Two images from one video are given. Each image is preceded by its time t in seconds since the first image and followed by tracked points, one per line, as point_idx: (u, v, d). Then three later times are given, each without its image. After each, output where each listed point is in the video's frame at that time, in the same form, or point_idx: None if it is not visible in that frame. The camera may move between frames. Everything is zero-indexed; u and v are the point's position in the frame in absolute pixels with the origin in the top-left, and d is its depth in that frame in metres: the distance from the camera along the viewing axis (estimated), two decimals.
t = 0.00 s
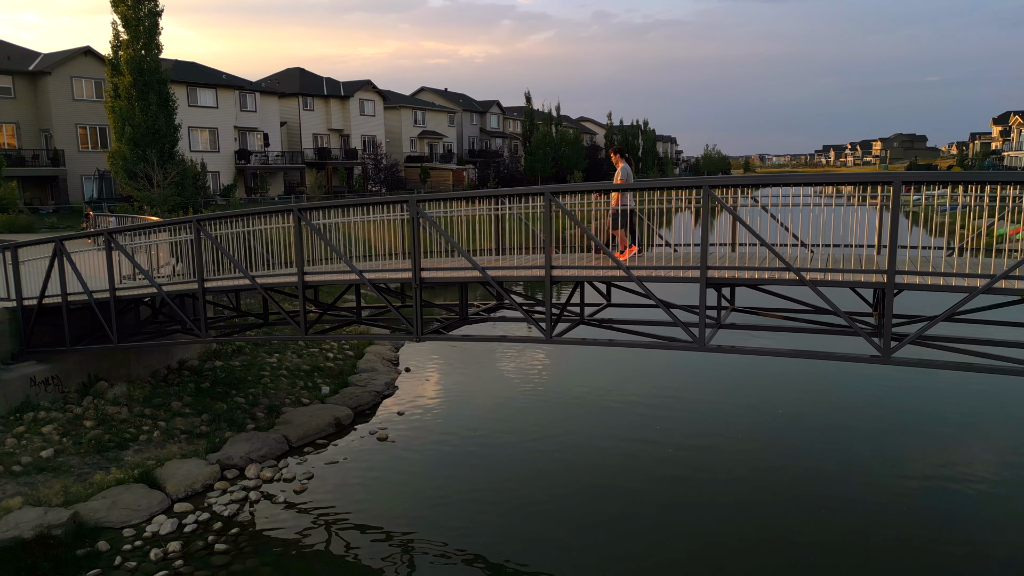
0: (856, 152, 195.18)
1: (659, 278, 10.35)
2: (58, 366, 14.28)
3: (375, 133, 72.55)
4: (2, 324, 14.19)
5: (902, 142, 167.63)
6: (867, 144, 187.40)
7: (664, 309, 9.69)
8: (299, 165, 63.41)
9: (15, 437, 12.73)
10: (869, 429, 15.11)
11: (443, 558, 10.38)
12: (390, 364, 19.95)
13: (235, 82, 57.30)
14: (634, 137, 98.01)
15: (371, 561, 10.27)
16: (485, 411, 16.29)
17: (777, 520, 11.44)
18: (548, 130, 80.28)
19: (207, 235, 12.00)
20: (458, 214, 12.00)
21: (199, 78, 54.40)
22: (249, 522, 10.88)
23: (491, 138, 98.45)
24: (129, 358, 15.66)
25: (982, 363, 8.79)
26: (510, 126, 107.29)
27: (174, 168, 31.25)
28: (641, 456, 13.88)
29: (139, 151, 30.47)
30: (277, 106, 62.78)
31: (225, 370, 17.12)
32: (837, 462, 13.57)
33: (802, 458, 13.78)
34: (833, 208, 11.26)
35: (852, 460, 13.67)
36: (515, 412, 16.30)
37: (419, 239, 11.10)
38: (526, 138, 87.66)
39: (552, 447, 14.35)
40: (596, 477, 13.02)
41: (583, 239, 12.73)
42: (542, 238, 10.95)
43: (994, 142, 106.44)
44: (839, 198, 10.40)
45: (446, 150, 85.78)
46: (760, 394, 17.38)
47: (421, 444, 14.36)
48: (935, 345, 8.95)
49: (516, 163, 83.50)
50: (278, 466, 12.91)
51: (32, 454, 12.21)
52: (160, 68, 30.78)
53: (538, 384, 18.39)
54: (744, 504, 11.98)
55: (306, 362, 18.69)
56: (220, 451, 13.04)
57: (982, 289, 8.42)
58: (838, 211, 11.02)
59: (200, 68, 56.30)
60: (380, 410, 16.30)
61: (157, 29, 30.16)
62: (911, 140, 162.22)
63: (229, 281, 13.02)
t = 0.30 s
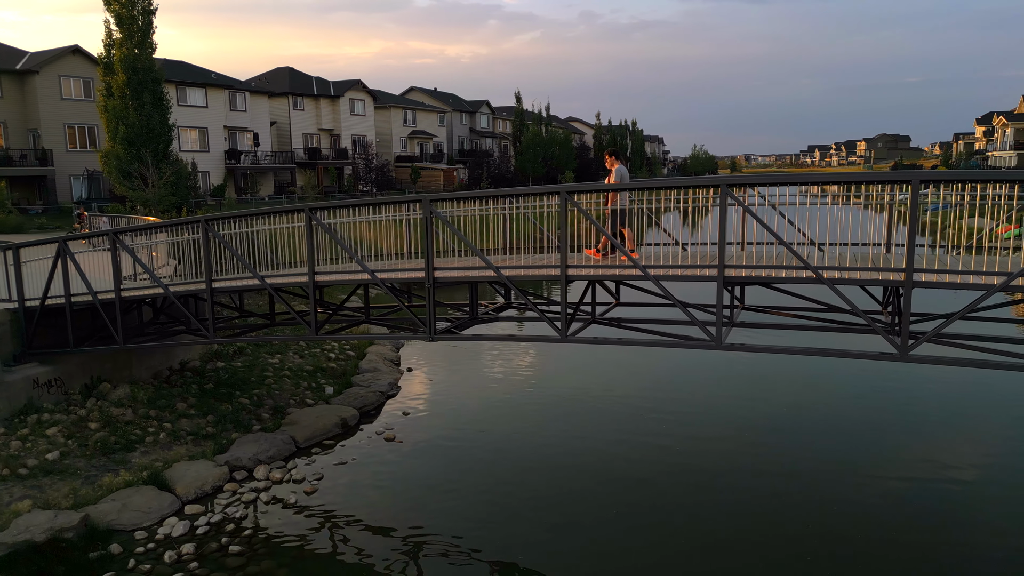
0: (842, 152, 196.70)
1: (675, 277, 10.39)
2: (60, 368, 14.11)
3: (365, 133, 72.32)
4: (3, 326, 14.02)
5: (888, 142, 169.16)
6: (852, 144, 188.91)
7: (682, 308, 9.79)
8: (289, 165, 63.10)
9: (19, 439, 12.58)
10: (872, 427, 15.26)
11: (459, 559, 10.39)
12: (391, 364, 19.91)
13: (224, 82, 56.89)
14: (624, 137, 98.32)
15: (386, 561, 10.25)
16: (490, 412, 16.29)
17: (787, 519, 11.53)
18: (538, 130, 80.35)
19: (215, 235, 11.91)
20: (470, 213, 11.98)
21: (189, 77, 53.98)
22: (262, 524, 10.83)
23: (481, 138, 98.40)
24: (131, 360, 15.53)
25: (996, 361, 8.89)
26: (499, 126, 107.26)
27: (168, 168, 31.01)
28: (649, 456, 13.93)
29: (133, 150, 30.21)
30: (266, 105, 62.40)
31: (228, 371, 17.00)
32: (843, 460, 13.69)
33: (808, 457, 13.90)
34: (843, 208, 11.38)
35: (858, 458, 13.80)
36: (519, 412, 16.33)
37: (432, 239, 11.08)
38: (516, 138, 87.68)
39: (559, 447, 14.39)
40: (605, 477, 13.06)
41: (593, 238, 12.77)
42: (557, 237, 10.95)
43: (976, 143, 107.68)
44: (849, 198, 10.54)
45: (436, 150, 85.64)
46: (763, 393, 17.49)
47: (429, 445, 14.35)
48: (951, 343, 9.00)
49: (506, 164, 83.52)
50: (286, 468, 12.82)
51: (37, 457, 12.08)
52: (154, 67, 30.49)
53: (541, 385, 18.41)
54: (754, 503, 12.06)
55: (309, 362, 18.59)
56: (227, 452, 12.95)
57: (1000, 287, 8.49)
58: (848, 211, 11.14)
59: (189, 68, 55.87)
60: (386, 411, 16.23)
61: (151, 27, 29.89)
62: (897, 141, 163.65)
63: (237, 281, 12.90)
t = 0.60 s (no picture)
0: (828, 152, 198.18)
1: (691, 276, 10.45)
2: (63, 370, 13.97)
3: (355, 133, 72.09)
4: (5, 327, 13.85)
5: (873, 142, 170.66)
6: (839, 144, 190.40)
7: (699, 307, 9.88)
8: (279, 165, 62.76)
9: (23, 442, 12.44)
10: (875, 426, 15.41)
11: (474, 561, 10.38)
12: (393, 365, 19.87)
13: (214, 81, 56.50)
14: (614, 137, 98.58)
15: (401, 563, 10.25)
16: (494, 412, 16.30)
17: (796, 518, 11.62)
18: (529, 130, 80.35)
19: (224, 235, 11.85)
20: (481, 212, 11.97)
21: (178, 76, 53.55)
22: (274, 526, 10.78)
23: (471, 138, 98.34)
24: (134, 361, 15.40)
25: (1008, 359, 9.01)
26: (488, 126, 107.29)
27: (163, 168, 30.79)
28: (656, 456, 13.99)
29: (127, 149, 29.96)
30: (256, 105, 62.02)
31: (231, 372, 16.89)
32: (848, 458, 13.82)
33: (813, 455, 14.01)
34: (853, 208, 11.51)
35: (863, 457, 13.91)
36: (524, 413, 16.32)
37: (445, 239, 11.10)
38: (505, 138, 87.69)
39: (566, 448, 14.42)
40: (614, 477, 13.09)
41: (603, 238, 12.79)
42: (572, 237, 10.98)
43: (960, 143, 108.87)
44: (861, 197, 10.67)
45: (426, 150, 85.47)
46: (766, 392, 17.60)
47: (437, 445, 14.34)
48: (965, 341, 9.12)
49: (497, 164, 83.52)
50: (295, 469, 12.76)
51: (43, 460, 11.96)
52: (148, 67, 30.22)
53: (544, 385, 18.42)
54: (763, 502, 12.15)
55: (311, 363, 18.51)
56: (235, 454, 12.88)
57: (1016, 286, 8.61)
58: (859, 211, 11.27)
59: (179, 67, 55.43)
60: (391, 411, 16.19)
61: (145, 26, 29.64)
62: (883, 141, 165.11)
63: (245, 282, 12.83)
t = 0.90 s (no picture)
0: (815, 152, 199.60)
1: (707, 276, 10.51)
2: (67, 372, 13.82)
3: (345, 133, 71.83)
4: (7, 329, 13.71)
5: (859, 143, 172.10)
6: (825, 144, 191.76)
7: (716, 306, 9.92)
8: (269, 165, 62.39)
9: (28, 446, 12.30)
10: (878, 424, 15.56)
11: (490, 563, 10.37)
12: (395, 366, 19.84)
13: (203, 81, 56.10)
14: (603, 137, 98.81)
15: (416, 563, 10.25)
16: (499, 413, 16.30)
17: (805, 516, 11.71)
18: (519, 130, 80.37)
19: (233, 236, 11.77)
20: (491, 212, 11.97)
21: (168, 76, 53.11)
22: (286, 528, 10.74)
23: (460, 138, 98.24)
24: (136, 363, 15.27)
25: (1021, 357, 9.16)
26: (478, 126, 107.21)
27: (158, 168, 30.57)
28: (663, 455, 14.04)
29: (122, 149, 29.71)
30: (246, 105, 61.68)
31: (234, 374, 16.78)
32: (853, 456, 13.94)
33: (819, 454, 14.12)
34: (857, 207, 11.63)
35: (869, 455, 14.01)
36: (530, 414, 16.33)
37: (457, 238, 11.11)
38: (495, 138, 87.66)
39: (573, 448, 14.45)
40: (622, 477, 13.13)
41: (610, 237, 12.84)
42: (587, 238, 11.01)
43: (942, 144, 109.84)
44: (872, 197, 10.74)
45: (416, 150, 85.26)
46: (768, 391, 17.71)
47: (444, 446, 14.32)
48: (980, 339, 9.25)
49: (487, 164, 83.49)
50: (304, 470, 12.69)
51: (49, 464, 11.83)
52: (142, 65, 29.96)
53: (547, 385, 18.43)
54: (772, 500, 12.23)
55: (314, 364, 18.42)
56: (243, 456, 12.80)
57: None
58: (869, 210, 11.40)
59: (168, 66, 54.97)
60: (396, 412, 16.14)
61: (139, 25, 29.37)
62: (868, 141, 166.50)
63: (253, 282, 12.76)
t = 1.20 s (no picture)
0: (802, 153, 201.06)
1: (724, 275, 10.62)
2: (71, 374, 13.70)
3: (336, 133, 71.58)
4: (10, 331, 13.57)
5: (844, 143, 173.67)
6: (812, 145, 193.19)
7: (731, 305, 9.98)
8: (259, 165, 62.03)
9: (34, 449, 12.18)
10: (882, 421, 15.72)
11: (506, 562, 10.37)
12: (398, 366, 19.82)
13: (193, 80, 55.71)
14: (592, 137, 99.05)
15: (433, 563, 10.25)
16: (505, 414, 16.32)
17: (815, 514, 11.82)
18: (509, 130, 80.41)
19: (243, 236, 11.75)
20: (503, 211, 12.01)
21: (157, 75, 52.69)
22: (300, 529, 10.71)
23: (450, 138, 98.14)
24: (140, 364, 15.16)
25: None
26: (467, 126, 107.11)
27: (154, 168, 30.38)
28: (671, 455, 14.12)
29: (117, 149, 29.50)
30: (236, 104, 61.31)
31: (237, 375, 16.68)
32: (859, 454, 14.08)
33: (825, 451, 14.24)
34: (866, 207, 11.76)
35: (875, 452, 14.13)
36: (535, 414, 16.38)
37: (471, 239, 11.19)
38: (485, 139, 87.66)
39: (580, 447, 14.52)
40: (631, 476, 13.21)
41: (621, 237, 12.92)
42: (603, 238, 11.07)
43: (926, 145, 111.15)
44: (881, 197, 10.87)
45: (406, 150, 85.11)
46: (771, 390, 17.85)
47: (453, 447, 14.33)
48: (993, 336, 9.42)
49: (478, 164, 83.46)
50: (313, 471, 12.64)
51: (57, 467, 11.73)
52: (137, 65, 29.72)
53: (550, 386, 18.48)
54: (780, 499, 12.33)
55: (317, 365, 18.36)
56: (252, 457, 12.74)
57: None
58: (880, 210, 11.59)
59: (158, 66, 54.51)
60: (403, 413, 16.13)
61: (133, 23, 29.14)
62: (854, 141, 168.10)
63: (263, 283, 12.72)
